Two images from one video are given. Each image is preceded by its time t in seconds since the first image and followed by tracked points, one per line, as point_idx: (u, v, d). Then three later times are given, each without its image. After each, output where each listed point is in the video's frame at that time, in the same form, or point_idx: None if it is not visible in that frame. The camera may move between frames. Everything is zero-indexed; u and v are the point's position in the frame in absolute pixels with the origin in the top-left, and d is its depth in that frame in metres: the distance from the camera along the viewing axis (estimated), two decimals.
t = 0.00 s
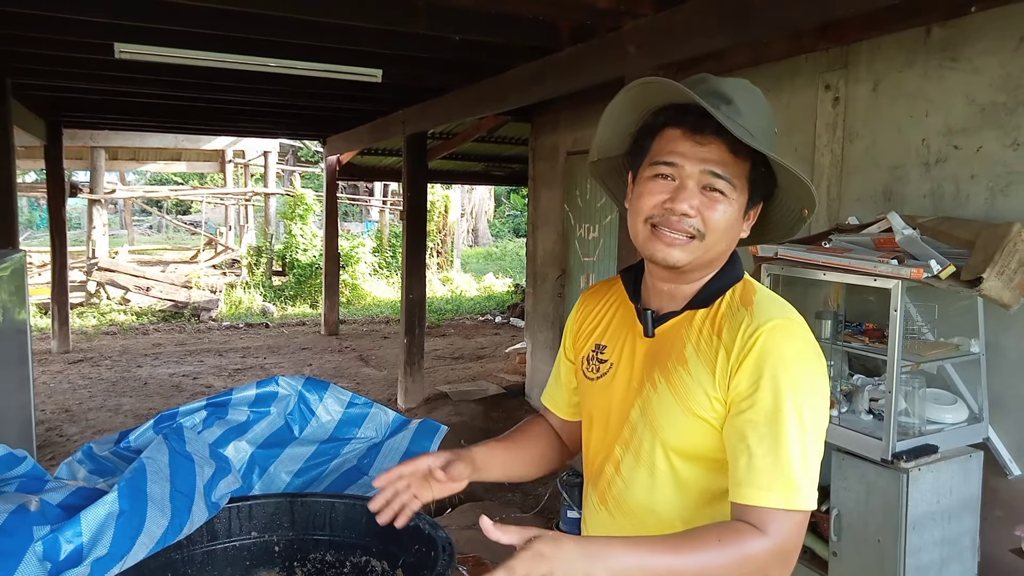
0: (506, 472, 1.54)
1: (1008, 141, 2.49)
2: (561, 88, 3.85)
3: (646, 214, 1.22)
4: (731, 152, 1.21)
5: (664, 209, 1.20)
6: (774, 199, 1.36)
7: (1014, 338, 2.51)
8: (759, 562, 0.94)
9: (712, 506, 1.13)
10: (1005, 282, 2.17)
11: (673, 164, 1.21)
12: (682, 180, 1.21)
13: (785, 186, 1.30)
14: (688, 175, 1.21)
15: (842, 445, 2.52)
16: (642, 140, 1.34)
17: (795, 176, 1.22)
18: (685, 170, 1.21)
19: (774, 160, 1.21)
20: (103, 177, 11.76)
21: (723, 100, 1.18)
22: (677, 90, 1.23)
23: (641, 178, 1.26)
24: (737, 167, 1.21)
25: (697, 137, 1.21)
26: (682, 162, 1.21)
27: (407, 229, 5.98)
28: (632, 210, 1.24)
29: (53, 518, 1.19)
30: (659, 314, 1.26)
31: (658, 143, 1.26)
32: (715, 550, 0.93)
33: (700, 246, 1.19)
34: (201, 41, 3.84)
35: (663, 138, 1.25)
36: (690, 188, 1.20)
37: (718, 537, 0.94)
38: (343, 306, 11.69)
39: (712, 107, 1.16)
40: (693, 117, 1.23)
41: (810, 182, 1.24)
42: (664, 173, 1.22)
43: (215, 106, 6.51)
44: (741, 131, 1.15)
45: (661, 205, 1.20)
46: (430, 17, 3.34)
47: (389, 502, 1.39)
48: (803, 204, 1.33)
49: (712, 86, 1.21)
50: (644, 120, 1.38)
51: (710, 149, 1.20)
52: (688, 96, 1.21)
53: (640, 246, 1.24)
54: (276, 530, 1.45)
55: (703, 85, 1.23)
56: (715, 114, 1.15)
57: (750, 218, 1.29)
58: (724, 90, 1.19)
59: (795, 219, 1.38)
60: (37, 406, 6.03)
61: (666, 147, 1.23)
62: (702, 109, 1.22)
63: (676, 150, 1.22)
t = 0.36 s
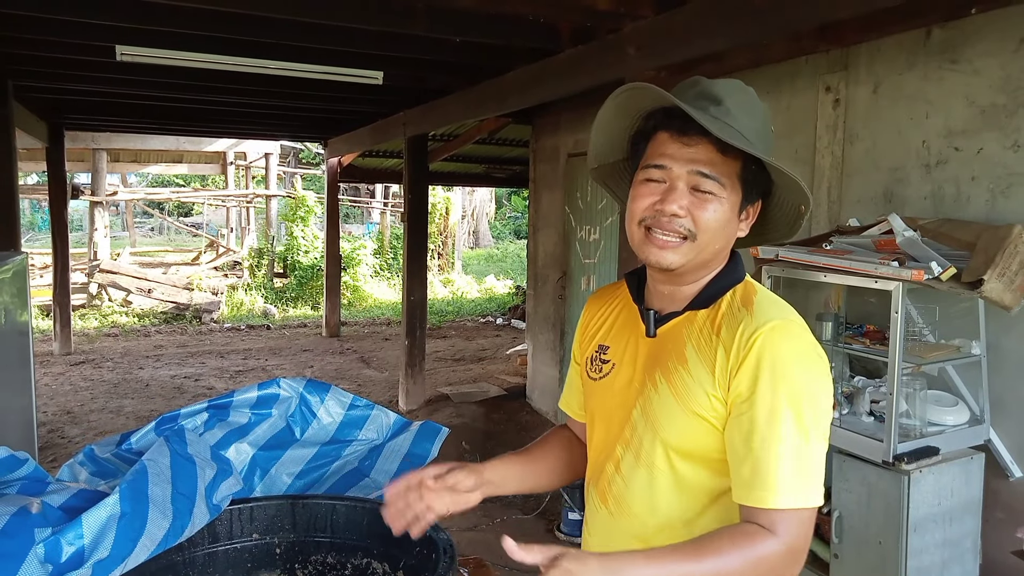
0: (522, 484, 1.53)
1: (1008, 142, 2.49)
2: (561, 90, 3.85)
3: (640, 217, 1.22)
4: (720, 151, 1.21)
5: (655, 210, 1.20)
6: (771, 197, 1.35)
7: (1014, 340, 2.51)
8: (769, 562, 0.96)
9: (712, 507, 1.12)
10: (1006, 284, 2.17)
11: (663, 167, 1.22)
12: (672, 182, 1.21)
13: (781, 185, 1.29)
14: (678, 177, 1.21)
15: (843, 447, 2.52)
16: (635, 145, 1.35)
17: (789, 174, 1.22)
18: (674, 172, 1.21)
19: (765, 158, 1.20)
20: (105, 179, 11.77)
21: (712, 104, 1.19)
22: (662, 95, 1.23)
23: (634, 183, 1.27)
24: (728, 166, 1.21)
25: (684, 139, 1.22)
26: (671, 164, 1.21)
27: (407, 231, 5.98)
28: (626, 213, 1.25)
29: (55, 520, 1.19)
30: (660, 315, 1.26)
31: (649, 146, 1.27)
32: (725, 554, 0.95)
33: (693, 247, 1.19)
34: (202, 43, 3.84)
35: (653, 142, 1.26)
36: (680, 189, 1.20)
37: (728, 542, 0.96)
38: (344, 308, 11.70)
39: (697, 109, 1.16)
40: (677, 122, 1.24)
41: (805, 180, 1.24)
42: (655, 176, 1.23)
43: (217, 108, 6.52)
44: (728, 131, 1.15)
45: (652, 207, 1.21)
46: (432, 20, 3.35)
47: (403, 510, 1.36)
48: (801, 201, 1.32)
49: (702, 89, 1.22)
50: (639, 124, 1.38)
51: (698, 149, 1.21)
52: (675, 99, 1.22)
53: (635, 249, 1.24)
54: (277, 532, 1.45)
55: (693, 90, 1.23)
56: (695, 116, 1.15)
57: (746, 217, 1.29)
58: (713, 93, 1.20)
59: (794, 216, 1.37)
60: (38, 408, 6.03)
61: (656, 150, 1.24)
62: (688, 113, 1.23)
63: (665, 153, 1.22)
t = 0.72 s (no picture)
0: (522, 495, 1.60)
1: (1007, 142, 2.49)
2: (560, 90, 3.85)
3: (640, 217, 1.22)
4: (721, 152, 1.21)
5: (655, 210, 1.20)
6: (770, 198, 1.34)
7: (1014, 340, 2.51)
8: (802, 563, 0.95)
9: (715, 507, 1.12)
10: (1005, 284, 2.17)
11: (663, 167, 1.21)
12: (672, 181, 1.21)
13: (781, 186, 1.29)
14: (678, 176, 1.21)
15: (841, 448, 2.52)
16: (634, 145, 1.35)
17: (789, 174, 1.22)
18: (675, 171, 1.21)
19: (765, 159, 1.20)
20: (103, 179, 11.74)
21: (712, 103, 1.18)
22: (664, 94, 1.23)
23: (634, 183, 1.26)
24: (727, 167, 1.21)
25: (685, 139, 1.22)
26: (672, 164, 1.21)
27: (406, 231, 5.97)
28: (626, 213, 1.25)
29: (50, 523, 1.19)
30: (658, 316, 1.26)
31: (650, 146, 1.27)
32: (758, 561, 0.93)
33: (693, 246, 1.18)
34: (200, 42, 3.83)
35: (653, 142, 1.25)
36: (680, 189, 1.20)
37: (756, 548, 0.95)
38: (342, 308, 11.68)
39: (698, 109, 1.16)
40: (680, 121, 1.23)
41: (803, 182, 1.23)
42: (655, 176, 1.22)
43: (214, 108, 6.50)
44: (729, 131, 1.15)
45: (653, 207, 1.20)
46: (429, 19, 3.34)
47: (408, 531, 1.41)
48: (799, 203, 1.32)
49: (700, 89, 1.22)
50: (639, 124, 1.38)
51: (699, 150, 1.20)
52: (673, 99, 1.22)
53: (635, 249, 1.24)
54: (275, 535, 1.44)
55: (692, 90, 1.23)
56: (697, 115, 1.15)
57: (746, 218, 1.28)
58: (714, 91, 1.19)
59: (792, 217, 1.36)
60: (35, 409, 6.01)
61: (657, 150, 1.23)
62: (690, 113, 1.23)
63: (665, 153, 1.22)
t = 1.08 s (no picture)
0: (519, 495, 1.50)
1: (1006, 139, 2.49)
2: (559, 87, 3.84)
3: (645, 215, 1.21)
4: (725, 149, 1.20)
5: (661, 208, 1.19)
6: (773, 193, 1.34)
7: (1011, 337, 2.51)
8: (792, 563, 0.95)
9: (713, 505, 1.11)
10: (1003, 282, 2.17)
11: (669, 164, 1.21)
12: (678, 179, 1.20)
13: (783, 182, 1.28)
14: (683, 173, 1.20)
15: (839, 445, 2.52)
16: (639, 141, 1.34)
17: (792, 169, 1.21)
18: (681, 168, 1.20)
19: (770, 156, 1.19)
20: (100, 176, 11.72)
21: (717, 98, 1.17)
22: (667, 91, 1.22)
23: (638, 180, 1.26)
24: (733, 163, 1.20)
25: (690, 135, 1.21)
26: (678, 161, 1.20)
27: (404, 228, 5.95)
28: (631, 211, 1.24)
29: (45, 520, 1.19)
30: (662, 312, 1.25)
31: (653, 143, 1.26)
32: (753, 560, 0.93)
33: (699, 242, 1.18)
34: (197, 39, 3.82)
35: (658, 140, 1.25)
36: (686, 186, 1.19)
37: (748, 546, 0.94)
38: (340, 305, 11.68)
39: (703, 105, 1.15)
40: (686, 117, 1.23)
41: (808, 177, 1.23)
42: (660, 173, 1.22)
43: (212, 105, 6.49)
44: (735, 128, 1.14)
45: (658, 205, 1.20)
46: (427, 16, 3.33)
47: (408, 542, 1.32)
48: (802, 198, 1.31)
49: (704, 84, 1.21)
50: (642, 120, 1.37)
51: (705, 147, 1.20)
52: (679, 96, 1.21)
53: (640, 246, 1.23)
54: (271, 532, 1.44)
55: (696, 85, 1.22)
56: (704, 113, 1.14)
57: (750, 214, 1.28)
58: (718, 87, 1.18)
59: (796, 212, 1.36)
60: (33, 406, 6.00)
61: (662, 147, 1.23)
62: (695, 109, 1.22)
63: (671, 150, 1.21)
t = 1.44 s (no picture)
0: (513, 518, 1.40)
1: (1004, 138, 2.48)
2: (557, 86, 3.84)
3: (633, 211, 1.21)
4: (714, 146, 1.19)
5: (649, 205, 1.19)
6: (764, 193, 1.33)
7: (1010, 336, 2.51)
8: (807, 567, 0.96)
9: (706, 504, 1.11)
10: (1001, 281, 2.17)
11: (657, 160, 1.20)
12: (666, 175, 1.20)
13: (774, 180, 1.27)
14: (671, 169, 1.19)
15: (838, 444, 2.51)
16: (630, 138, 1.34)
17: (782, 169, 1.20)
18: (668, 164, 1.19)
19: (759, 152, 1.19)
20: (98, 176, 11.70)
21: (707, 95, 1.17)
22: (657, 85, 1.22)
23: (627, 177, 1.25)
24: (722, 160, 1.20)
25: (679, 132, 1.21)
26: (665, 157, 1.20)
27: (402, 228, 5.94)
28: (620, 207, 1.23)
29: (40, 519, 1.18)
30: (652, 311, 1.25)
31: (645, 138, 1.26)
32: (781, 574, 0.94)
33: (685, 239, 1.17)
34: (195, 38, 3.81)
35: (646, 136, 1.25)
36: (674, 182, 1.19)
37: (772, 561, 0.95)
38: (339, 305, 11.68)
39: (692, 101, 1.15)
40: (674, 113, 1.22)
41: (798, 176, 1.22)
42: (649, 169, 1.21)
43: (211, 104, 6.48)
44: (723, 124, 1.14)
45: (645, 201, 1.19)
46: (425, 15, 3.33)
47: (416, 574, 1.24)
48: (794, 197, 1.30)
49: (696, 81, 1.21)
50: (634, 116, 1.37)
51: (693, 143, 1.19)
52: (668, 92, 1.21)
53: (628, 242, 1.23)
54: (267, 531, 1.43)
55: (688, 81, 1.22)
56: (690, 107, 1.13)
57: (740, 212, 1.27)
58: (708, 84, 1.18)
59: (787, 212, 1.35)
60: (31, 406, 6.00)
61: (650, 144, 1.22)
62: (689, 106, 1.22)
63: (659, 146, 1.21)
